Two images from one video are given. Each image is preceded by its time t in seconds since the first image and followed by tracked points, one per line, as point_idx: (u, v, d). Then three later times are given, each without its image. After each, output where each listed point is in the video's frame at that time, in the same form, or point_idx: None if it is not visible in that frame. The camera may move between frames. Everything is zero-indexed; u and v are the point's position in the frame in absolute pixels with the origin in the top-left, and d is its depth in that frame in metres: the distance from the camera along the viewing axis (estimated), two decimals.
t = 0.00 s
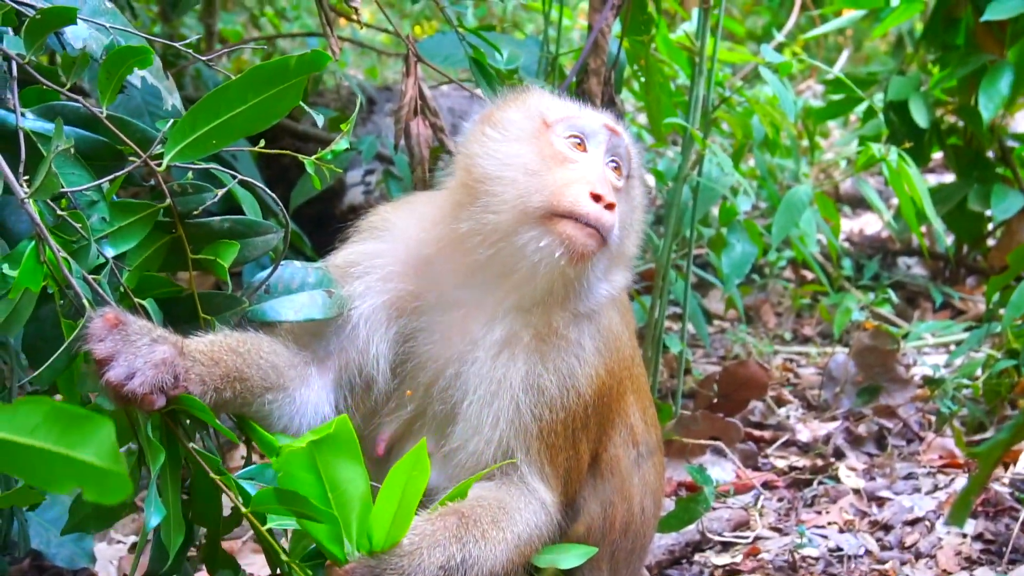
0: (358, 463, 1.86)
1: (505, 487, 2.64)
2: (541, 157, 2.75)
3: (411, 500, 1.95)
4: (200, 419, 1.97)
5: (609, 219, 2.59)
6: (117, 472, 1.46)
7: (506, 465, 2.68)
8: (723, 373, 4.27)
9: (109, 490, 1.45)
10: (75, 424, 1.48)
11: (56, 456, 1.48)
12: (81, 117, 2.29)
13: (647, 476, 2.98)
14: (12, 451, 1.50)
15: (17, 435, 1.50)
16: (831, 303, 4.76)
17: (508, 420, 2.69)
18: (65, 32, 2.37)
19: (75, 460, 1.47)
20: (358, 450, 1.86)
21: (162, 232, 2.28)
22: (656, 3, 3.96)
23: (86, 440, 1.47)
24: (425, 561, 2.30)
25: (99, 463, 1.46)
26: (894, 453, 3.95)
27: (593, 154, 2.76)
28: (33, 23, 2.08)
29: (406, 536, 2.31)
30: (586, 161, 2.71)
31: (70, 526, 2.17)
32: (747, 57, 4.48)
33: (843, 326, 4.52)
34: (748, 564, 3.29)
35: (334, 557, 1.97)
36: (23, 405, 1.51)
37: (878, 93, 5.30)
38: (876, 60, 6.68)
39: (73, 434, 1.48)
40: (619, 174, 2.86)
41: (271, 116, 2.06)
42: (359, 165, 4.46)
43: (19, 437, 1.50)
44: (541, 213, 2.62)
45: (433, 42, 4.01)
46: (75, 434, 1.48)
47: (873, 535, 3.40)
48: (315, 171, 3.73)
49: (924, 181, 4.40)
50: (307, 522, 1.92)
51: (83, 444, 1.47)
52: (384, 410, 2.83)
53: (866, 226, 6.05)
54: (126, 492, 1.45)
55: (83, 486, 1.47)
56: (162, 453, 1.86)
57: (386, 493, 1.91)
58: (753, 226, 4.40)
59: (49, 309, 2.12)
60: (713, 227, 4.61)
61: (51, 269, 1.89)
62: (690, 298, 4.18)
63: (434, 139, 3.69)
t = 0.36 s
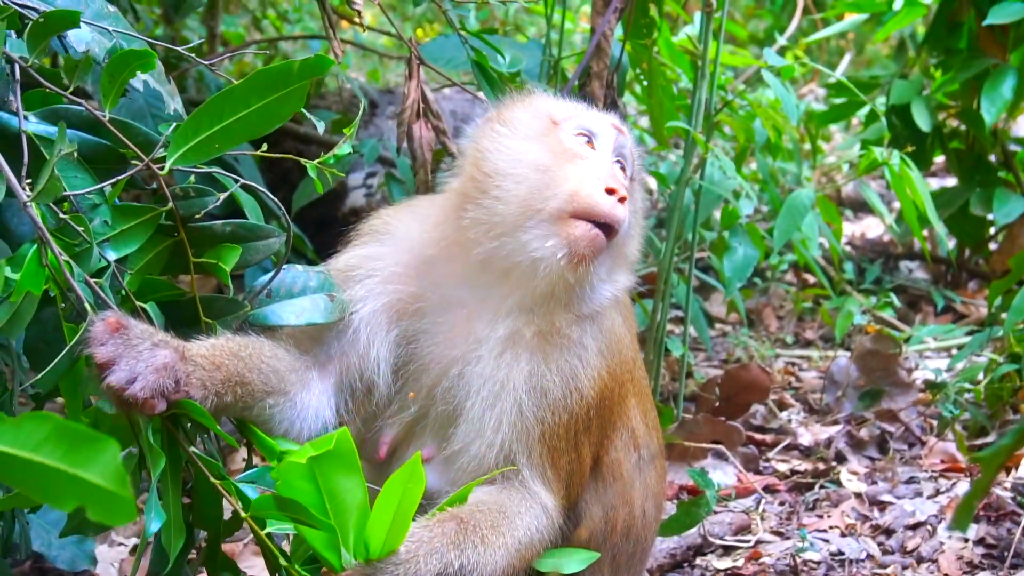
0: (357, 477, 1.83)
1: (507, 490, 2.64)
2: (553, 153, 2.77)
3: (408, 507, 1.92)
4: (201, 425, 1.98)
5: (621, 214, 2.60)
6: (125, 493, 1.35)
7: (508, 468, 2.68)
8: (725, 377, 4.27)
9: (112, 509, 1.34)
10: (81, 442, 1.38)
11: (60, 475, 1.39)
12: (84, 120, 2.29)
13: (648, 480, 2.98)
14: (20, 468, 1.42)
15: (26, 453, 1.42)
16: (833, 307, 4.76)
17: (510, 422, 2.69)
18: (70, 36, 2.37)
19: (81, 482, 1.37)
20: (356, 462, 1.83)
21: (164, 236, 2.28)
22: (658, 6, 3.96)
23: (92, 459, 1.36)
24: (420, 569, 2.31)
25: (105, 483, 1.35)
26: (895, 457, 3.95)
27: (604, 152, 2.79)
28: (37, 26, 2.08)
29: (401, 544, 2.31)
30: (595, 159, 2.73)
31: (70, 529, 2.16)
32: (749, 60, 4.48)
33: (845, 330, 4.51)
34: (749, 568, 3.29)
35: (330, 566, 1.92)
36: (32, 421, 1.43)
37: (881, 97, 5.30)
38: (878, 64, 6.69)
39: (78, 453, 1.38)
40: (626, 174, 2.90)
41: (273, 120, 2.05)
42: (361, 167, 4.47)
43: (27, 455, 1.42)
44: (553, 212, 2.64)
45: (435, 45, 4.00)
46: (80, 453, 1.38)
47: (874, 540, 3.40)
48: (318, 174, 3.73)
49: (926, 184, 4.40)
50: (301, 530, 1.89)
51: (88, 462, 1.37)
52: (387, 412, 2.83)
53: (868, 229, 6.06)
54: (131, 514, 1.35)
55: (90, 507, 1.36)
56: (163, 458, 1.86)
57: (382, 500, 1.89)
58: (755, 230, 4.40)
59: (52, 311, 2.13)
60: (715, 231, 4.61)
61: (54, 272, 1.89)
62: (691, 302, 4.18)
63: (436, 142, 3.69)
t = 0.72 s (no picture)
0: (356, 484, 1.83)
1: (511, 493, 2.64)
2: (565, 152, 2.80)
3: (405, 512, 1.90)
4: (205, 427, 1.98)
5: (632, 208, 2.63)
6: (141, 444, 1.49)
7: (511, 471, 2.67)
8: (728, 380, 4.27)
9: (132, 460, 1.48)
10: (93, 399, 1.48)
11: (69, 434, 1.48)
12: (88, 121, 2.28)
13: (652, 482, 2.97)
14: (25, 431, 1.48)
15: (31, 418, 1.49)
16: (836, 310, 4.75)
17: (514, 424, 2.69)
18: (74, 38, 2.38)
19: (96, 435, 1.48)
20: (356, 470, 1.81)
21: (168, 238, 2.28)
22: (661, 9, 3.97)
23: (107, 415, 1.48)
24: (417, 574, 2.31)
25: (124, 436, 1.47)
26: (899, 461, 3.95)
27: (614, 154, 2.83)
28: (41, 28, 2.09)
29: (399, 550, 2.31)
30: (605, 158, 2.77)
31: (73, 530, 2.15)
32: (752, 64, 4.48)
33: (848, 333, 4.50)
34: (753, 571, 3.28)
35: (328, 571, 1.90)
36: (37, 386, 1.50)
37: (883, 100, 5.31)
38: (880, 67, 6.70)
39: (92, 408, 1.48)
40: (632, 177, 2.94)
41: (278, 123, 2.06)
42: (364, 169, 4.47)
43: (37, 421, 1.48)
44: (566, 205, 2.67)
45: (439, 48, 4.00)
46: (93, 409, 1.49)
47: (878, 543, 3.39)
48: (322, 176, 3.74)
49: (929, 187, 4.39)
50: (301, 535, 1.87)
51: (101, 417, 1.48)
52: (391, 413, 2.82)
53: (871, 233, 6.06)
54: (150, 460, 1.49)
55: (106, 461, 1.48)
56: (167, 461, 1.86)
57: (379, 505, 1.88)
58: (757, 233, 4.39)
59: (55, 313, 2.11)
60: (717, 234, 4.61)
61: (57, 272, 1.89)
62: (694, 305, 4.18)
63: (440, 144, 3.70)
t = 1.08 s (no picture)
0: (356, 488, 1.83)
1: (513, 497, 2.63)
2: (574, 152, 2.82)
3: (405, 517, 1.90)
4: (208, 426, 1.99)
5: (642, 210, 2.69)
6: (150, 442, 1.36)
7: (514, 474, 2.66)
8: (729, 383, 4.27)
9: (137, 459, 1.35)
10: (99, 397, 1.36)
11: (80, 431, 1.37)
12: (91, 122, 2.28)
13: (653, 486, 2.98)
14: (41, 432, 1.39)
15: (45, 416, 1.40)
16: (838, 313, 4.74)
17: (518, 426, 2.67)
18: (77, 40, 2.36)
19: (105, 434, 1.36)
20: (357, 473, 1.82)
21: (170, 238, 2.29)
22: (663, 12, 3.97)
23: (111, 412, 1.36)
24: None
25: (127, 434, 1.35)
26: (899, 464, 3.94)
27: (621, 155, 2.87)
28: (43, 30, 2.09)
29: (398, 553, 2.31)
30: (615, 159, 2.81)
31: (76, 529, 2.16)
32: (753, 67, 4.48)
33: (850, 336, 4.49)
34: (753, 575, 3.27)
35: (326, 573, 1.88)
36: (45, 384, 1.39)
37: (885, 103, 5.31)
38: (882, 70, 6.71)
39: (97, 407, 1.37)
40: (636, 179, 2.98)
41: (281, 123, 2.06)
42: (365, 172, 4.47)
43: (46, 418, 1.39)
44: (577, 206, 2.71)
45: (440, 51, 3.99)
46: (99, 407, 1.36)
47: (879, 546, 3.39)
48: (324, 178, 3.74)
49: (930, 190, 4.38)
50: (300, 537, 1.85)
51: (108, 414, 1.36)
52: (394, 415, 2.82)
53: (873, 235, 6.07)
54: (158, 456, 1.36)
55: (114, 461, 1.36)
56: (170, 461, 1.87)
57: (379, 509, 1.88)
58: (759, 236, 4.39)
59: (59, 313, 2.12)
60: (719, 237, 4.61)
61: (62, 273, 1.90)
62: (695, 307, 4.17)
63: (441, 147, 3.69)
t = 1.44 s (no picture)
0: (351, 489, 1.84)
1: (505, 498, 2.64)
2: (544, 154, 2.74)
3: (392, 517, 1.90)
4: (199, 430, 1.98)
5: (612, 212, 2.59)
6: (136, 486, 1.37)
7: (506, 476, 2.67)
8: (722, 383, 4.28)
9: (122, 501, 1.36)
10: (88, 433, 1.38)
11: (66, 466, 1.38)
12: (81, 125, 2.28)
13: (647, 486, 2.98)
14: (24, 464, 1.40)
15: (30, 447, 1.40)
16: (830, 313, 4.75)
17: (510, 427, 2.68)
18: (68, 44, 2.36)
19: (89, 472, 1.37)
20: (350, 475, 1.83)
21: (162, 241, 2.28)
22: (654, 14, 3.98)
23: (100, 450, 1.37)
24: None
25: (114, 474, 1.37)
26: (892, 463, 3.95)
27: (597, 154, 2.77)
28: (32, 34, 2.09)
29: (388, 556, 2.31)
30: (591, 154, 2.70)
31: (67, 532, 2.15)
32: (745, 67, 4.49)
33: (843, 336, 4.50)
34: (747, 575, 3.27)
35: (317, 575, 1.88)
36: (32, 416, 1.40)
37: (876, 103, 5.33)
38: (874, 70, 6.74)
39: (84, 444, 1.38)
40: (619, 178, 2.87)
41: (272, 126, 2.06)
42: (358, 174, 4.48)
43: (32, 450, 1.40)
44: (544, 208, 2.63)
45: (431, 53, 3.99)
46: (88, 444, 1.38)
47: (872, 546, 3.40)
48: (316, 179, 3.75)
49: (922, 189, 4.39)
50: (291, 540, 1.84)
51: (94, 453, 1.38)
52: (387, 418, 2.83)
53: (866, 235, 6.09)
54: (139, 504, 1.37)
55: (96, 499, 1.37)
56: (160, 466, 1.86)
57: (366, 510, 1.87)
58: (751, 236, 4.40)
59: (50, 317, 2.12)
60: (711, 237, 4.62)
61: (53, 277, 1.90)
62: (688, 308, 4.18)
63: (433, 149, 3.70)
